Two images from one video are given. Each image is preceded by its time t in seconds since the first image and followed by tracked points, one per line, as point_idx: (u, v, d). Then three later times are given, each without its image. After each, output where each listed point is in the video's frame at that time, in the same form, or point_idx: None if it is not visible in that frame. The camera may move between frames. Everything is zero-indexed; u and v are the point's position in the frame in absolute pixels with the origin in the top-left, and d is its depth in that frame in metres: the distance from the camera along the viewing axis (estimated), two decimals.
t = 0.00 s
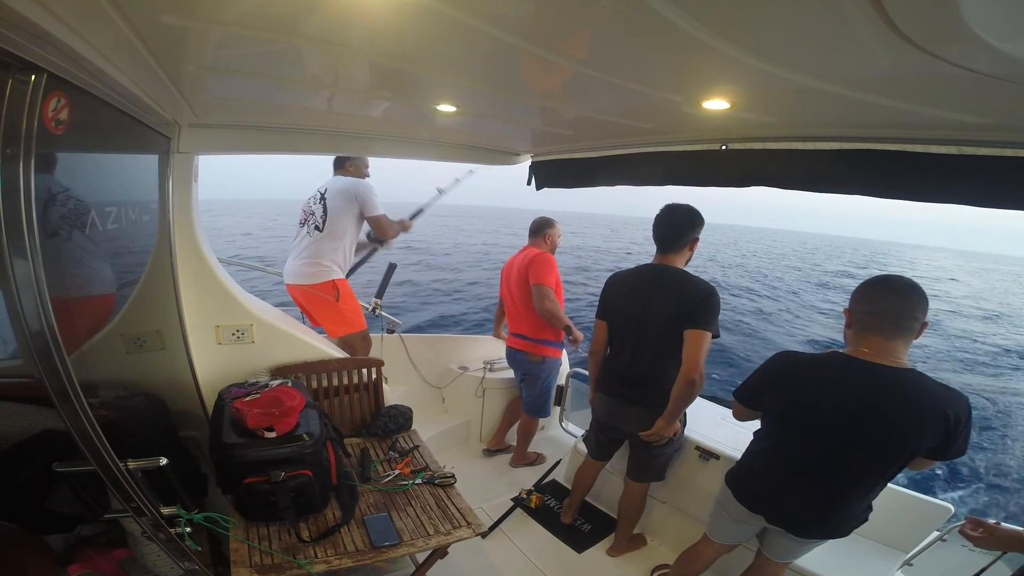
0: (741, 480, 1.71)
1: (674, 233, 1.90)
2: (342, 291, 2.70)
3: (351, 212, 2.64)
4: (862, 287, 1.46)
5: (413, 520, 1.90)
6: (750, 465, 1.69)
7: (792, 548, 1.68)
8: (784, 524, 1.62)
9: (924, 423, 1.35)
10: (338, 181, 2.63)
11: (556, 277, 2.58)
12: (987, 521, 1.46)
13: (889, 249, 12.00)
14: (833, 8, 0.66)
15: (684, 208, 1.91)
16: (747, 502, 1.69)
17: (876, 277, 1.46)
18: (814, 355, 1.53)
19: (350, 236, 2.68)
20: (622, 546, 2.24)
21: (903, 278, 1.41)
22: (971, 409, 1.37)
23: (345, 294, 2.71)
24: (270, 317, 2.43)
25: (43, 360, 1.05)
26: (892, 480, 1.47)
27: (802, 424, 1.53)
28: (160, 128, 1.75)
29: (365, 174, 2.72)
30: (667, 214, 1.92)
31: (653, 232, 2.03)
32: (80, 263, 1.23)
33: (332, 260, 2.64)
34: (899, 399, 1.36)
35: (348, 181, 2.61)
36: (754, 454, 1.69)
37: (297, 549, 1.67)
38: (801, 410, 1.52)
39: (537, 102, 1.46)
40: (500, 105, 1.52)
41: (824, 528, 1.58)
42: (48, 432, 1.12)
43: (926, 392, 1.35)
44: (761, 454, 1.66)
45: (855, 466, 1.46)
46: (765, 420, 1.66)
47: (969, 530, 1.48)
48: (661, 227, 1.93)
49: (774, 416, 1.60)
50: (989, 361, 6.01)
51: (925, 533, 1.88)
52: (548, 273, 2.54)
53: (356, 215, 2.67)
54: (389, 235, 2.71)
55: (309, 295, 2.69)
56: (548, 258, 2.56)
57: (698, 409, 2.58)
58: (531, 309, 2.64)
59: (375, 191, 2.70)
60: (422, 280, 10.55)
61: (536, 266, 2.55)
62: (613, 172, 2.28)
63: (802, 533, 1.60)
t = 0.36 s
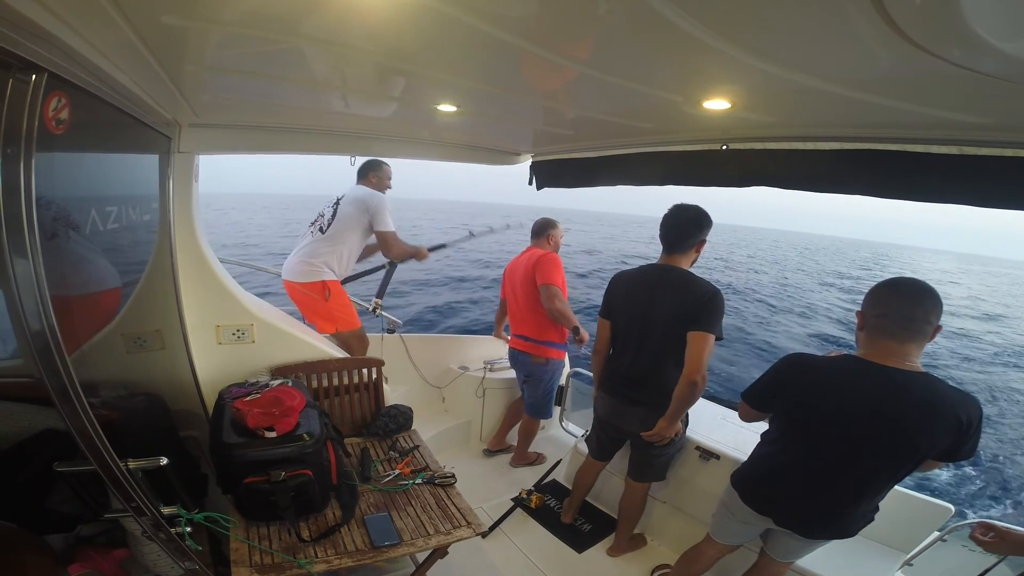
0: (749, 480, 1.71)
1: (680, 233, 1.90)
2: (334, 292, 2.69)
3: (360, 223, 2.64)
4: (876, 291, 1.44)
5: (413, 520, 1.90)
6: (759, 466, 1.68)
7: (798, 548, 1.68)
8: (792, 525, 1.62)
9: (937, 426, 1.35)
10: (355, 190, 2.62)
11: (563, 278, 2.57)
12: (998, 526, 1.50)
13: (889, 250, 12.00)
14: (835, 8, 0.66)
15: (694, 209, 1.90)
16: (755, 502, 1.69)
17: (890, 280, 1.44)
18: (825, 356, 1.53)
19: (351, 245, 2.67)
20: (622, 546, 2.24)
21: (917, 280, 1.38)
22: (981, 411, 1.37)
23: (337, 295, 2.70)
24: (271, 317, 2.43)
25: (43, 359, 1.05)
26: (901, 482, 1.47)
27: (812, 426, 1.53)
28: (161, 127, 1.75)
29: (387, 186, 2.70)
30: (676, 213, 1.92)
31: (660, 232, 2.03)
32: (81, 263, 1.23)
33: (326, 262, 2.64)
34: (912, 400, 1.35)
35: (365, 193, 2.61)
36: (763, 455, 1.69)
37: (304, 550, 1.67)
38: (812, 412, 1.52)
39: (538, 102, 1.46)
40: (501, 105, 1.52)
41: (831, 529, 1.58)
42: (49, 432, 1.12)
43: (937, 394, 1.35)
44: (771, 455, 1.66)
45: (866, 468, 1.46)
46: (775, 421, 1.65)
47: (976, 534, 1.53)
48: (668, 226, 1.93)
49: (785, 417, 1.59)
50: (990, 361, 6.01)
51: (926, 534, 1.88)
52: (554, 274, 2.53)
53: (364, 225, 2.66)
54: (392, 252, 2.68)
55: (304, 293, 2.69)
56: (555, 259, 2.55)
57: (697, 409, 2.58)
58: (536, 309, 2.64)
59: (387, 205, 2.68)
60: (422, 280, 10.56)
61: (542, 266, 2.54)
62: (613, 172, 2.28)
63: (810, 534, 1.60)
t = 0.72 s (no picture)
0: (753, 479, 1.71)
1: (685, 233, 1.90)
2: (335, 292, 2.68)
3: (366, 231, 2.65)
4: (885, 291, 1.44)
5: (413, 520, 1.90)
6: (763, 464, 1.68)
7: (801, 548, 1.68)
8: (795, 523, 1.62)
9: (941, 425, 1.34)
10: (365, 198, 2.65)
11: (564, 278, 2.57)
12: (1008, 527, 1.51)
13: (888, 251, 12.02)
14: (836, 9, 0.66)
15: (701, 210, 1.90)
16: (759, 502, 1.69)
17: (901, 280, 1.43)
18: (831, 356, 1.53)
19: (354, 250, 2.67)
20: (622, 546, 2.24)
21: (926, 281, 1.38)
22: (987, 412, 1.37)
23: (338, 295, 2.69)
24: (271, 317, 2.43)
25: (43, 359, 1.05)
26: (905, 481, 1.47)
27: (817, 424, 1.53)
28: (161, 127, 1.75)
29: (397, 195, 2.74)
30: (683, 213, 1.92)
31: (664, 233, 2.03)
32: (81, 263, 1.23)
33: (328, 264, 2.63)
34: (918, 401, 1.35)
35: (375, 202, 2.62)
36: (767, 453, 1.69)
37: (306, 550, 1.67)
38: (817, 410, 1.52)
39: (538, 102, 1.46)
40: (501, 105, 1.52)
41: (834, 527, 1.57)
42: (48, 432, 1.13)
43: (942, 394, 1.35)
44: (776, 454, 1.65)
45: (871, 467, 1.46)
46: (782, 420, 1.65)
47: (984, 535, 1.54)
48: (674, 226, 1.93)
49: (790, 415, 1.60)
50: (989, 362, 6.02)
51: (927, 534, 1.87)
52: (556, 275, 2.53)
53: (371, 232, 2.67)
54: (394, 263, 2.68)
55: (303, 292, 2.67)
56: (557, 259, 2.55)
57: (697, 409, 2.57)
58: (536, 309, 2.64)
59: (395, 215, 2.70)
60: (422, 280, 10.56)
61: (544, 267, 2.54)
62: (613, 172, 2.28)
63: (813, 532, 1.60)
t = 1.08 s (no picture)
0: (750, 477, 1.71)
1: (685, 233, 1.90)
2: (341, 291, 2.70)
3: (362, 223, 2.65)
4: (884, 289, 1.45)
5: (413, 519, 1.90)
6: (760, 462, 1.69)
7: (799, 545, 1.68)
8: (793, 520, 1.62)
9: (935, 422, 1.34)
10: (357, 189, 2.63)
11: (564, 278, 2.58)
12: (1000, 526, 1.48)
13: (888, 252, 12.03)
14: (836, 9, 0.66)
15: (701, 211, 1.90)
16: (756, 499, 1.69)
17: (898, 280, 1.45)
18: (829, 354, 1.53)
19: (354, 244, 2.68)
20: (622, 546, 2.24)
21: (925, 281, 1.40)
22: (982, 410, 1.37)
23: (345, 294, 2.71)
24: (271, 317, 2.42)
25: (43, 358, 1.04)
26: (900, 478, 1.47)
27: (812, 421, 1.53)
28: (161, 127, 1.75)
29: (387, 182, 2.73)
30: (684, 214, 1.92)
31: (665, 232, 2.03)
32: (82, 263, 1.23)
33: (333, 261, 2.64)
34: (913, 398, 1.35)
35: (368, 193, 2.61)
36: (764, 451, 1.69)
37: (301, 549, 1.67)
38: (812, 407, 1.52)
39: (538, 102, 1.46)
40: (500, 105, 1.52)
41: (830, 525, 1.58)
42: (49, 431, 1.13)
43: (936, 392, 1.35)
44: (773, 451, 1.65)
45: (866, 464, 1.46)
46: (779, 418, 1.65)
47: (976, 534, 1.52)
48: (676, 226, 1.93)
49: (786, 412, 1.60)
50: (988, 363, 6.02)
51: (926, 534, 1.87)
52: (556, 274, 2.53)
53: (367, 224, 2.67)
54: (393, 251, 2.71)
55: (308, 292, 2.68)
56: (556, 259, 2.55)
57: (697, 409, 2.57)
58: (536, 309, 2.64)
59: (388, 202, 2.68)
60: (422, 279, 10.56)
61: (543, 266, 2.54)
62: (613, 171, 2.28)
63: (808, 529, 1.60)
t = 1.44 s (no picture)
0: (743, 474, 1.71)
1: (680, 233, 1.90)
2: (341, 288, 2.69)
3: (358, 219, 2.64)
4: (871, 286, 1.45)
5: (413, 519, 1.90)
6: (753, 458, 1.69)
7: (797, 543, 1.67)
8: (788, 517, 1.62)
9: (922, 415, 1.34)
10: (351, 185, 2.62)
11: (561, 277, 2.58)
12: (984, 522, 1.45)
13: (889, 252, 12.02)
14: (836, 9, 0.66)
15: (694, 209, 1.91)
16: (749, 496, 1.70)
17: (886, 278, 1.45)
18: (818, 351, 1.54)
19: (353, 239, 2.68)
20: (622, 546, 2.23)
21: (911, 278, 1.40)
22: (970, 404, 1.36)
23: (345, 292, 2.70)
24: (271, 317, 2.43)
25: (44, 359, 1.05)
26: (890, 473, 1.47)
27: (802, 416, 1.54)
28: (161, 127, 1.75)
29: (380, 178, 2.72)
30: (677, 214, 1.92)
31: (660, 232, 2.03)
32: (81, 262, 1.23)
33: (332, 259, 2.64)
34: (900, 393, 1.36)
35: (361, 188, 2.59)
36: (757, 447, 1.69)
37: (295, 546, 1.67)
38: (802, 402, 1.53)
39: (537, 102, 1.46)
40: (500, 105, 1.52)
41: (823, 520, 1.57)
42: (50, 431, 1.12)
43: (924, 386, 1.35)
44: (765, 448, 1.66)
45: (856, 459, 1.46)
46: (771, 415, 1.66)
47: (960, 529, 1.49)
48: (670, 225, 1.93)
49: (778, 408, 1.61)
50: (989, 363, 6.02)
51: (926, 535, 1.87)
52: (553, 274, 2.54)
53: (364, 219, 2.66)
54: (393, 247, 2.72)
55: (310, 292, 2.68)
56: (553, 258, 2.55)
57: (697, 409, 2.57)
58: (534, 308, 2.64)
59: (384, 197, 2.67)
60: (422, 280, 10.56)
61: (539, 266, 2.55)
62: (613, 171, 2.28)
63: (801, 525, 1.60)
